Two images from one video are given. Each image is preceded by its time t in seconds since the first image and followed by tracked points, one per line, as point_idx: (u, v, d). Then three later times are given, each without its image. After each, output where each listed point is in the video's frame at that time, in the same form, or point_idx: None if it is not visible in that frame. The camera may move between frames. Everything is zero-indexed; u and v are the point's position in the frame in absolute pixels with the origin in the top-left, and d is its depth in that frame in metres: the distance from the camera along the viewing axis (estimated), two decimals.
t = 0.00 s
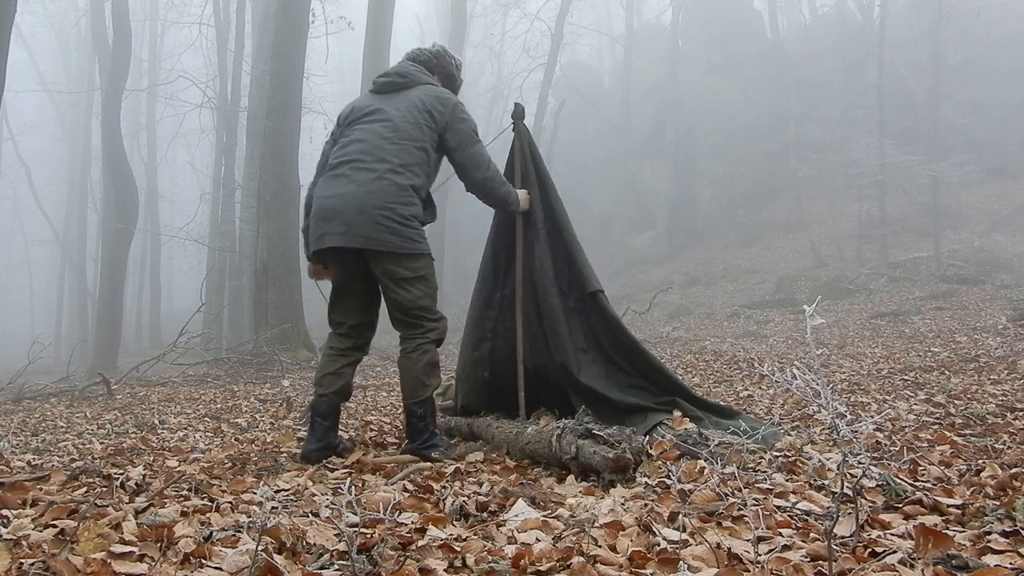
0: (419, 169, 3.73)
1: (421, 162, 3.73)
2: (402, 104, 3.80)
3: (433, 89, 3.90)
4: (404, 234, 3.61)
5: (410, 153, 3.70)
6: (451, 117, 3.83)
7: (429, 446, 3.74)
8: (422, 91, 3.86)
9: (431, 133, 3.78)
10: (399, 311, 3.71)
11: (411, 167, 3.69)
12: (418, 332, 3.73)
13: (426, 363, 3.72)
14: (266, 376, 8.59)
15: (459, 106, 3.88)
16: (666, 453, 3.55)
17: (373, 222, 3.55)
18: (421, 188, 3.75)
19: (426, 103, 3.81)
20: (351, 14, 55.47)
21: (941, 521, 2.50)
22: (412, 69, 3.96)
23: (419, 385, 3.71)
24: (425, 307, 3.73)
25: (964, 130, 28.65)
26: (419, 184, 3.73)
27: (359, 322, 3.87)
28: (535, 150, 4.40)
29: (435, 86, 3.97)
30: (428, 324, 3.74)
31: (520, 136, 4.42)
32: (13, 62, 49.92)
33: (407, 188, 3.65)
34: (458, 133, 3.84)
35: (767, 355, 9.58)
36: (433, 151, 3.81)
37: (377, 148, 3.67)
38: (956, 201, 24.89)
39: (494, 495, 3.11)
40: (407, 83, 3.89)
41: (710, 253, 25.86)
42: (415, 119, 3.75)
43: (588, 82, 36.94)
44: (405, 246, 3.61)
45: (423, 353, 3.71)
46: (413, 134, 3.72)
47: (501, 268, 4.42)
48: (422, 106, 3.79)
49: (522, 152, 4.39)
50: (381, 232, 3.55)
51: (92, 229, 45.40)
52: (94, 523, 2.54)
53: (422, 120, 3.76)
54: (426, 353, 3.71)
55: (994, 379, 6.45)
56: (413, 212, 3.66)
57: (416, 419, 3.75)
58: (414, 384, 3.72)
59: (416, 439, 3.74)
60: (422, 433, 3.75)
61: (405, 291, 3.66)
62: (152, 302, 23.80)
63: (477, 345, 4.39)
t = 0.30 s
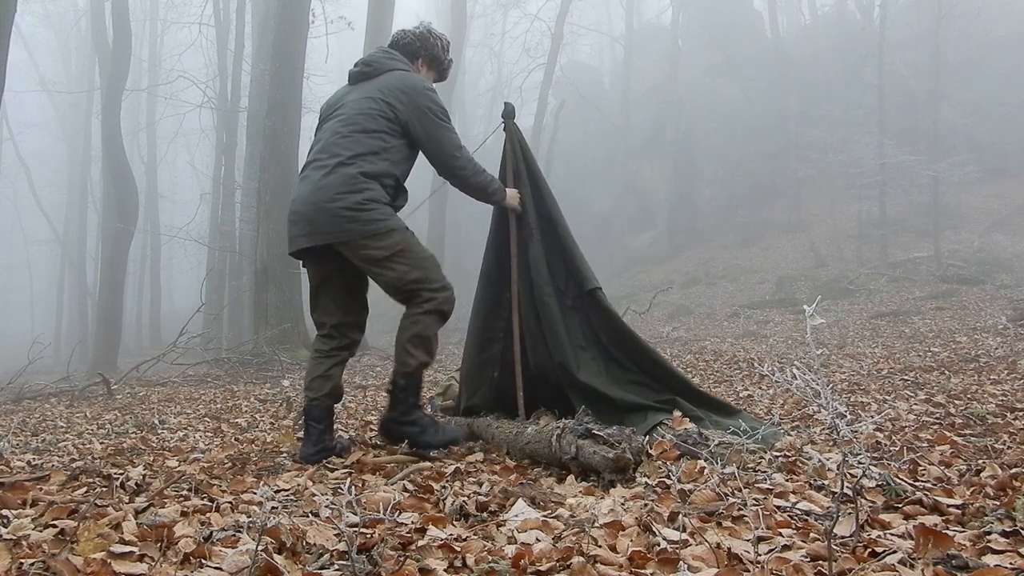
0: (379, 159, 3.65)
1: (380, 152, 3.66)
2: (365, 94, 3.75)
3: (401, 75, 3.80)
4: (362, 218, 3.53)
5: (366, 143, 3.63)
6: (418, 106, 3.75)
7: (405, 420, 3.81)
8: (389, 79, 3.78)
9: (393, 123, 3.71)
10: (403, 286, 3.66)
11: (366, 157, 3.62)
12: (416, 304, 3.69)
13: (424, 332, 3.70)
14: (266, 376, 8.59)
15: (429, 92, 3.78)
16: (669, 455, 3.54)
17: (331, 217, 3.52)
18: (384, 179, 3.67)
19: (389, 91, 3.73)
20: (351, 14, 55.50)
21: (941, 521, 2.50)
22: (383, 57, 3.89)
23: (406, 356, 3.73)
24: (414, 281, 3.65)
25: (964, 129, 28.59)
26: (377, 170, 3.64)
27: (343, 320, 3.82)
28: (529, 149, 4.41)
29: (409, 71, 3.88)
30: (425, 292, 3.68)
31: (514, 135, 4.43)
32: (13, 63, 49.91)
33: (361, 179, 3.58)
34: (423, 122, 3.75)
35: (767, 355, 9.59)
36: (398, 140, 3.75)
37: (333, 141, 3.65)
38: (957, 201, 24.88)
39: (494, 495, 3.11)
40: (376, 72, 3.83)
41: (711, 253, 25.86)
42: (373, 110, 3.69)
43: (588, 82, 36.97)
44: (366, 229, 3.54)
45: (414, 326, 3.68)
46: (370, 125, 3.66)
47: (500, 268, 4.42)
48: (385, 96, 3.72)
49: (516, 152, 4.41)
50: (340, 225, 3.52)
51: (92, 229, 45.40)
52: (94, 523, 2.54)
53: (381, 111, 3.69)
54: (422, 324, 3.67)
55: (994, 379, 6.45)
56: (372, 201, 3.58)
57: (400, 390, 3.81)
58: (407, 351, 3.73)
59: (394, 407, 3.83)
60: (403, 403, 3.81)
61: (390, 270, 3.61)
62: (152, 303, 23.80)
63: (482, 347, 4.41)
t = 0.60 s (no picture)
0: (386, 158, 3.63)
1: (387, 150, 3.64)
2: (367, 88, 3.72)
3: (404, 67, 3.77)
4: (371, 221, 3.52)
5: (374, 141, 3.61)
6: (420, 100, 3.72)
7: (345, 412, 3.61)
8: (390, 71, 3.74)
9: (396, 119, 3.68)
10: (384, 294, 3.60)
11: (374, 156, 3.59)
12: (402, 308, 3.63)
13: (403, 329, 3.59)
14: (266, 376, 8.59)
15: (431, 86, 3.75)
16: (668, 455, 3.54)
17: (336, 217, 3.49)
18: (391, 178, 3.66)
19: (390, 86, 3.70)
20: (351, 14, 55.53)
21: (941, 521, 2.51)
22: (384, 47, 3.85)
23: (372, 352, 3.56)
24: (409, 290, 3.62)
25: (964, 129, 28.53)
26: (385, 171, 3.62)
27: (342, 320, 3.80)
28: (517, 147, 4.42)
29: (412, 61, 3.84)
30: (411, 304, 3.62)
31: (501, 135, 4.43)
32: (13, 63, 49.92)
33: (370, 179, 3.56)
34: (426, 119, 3.74)
35: (767, 355, 9.59)
36: (402, 137, 3.72)
37: (338, 138, 3.62)
38: (957, 201, 24.88)
39: (494, 495, 3.11)
40: (378, 63, 3.80)
41: (711, 253, 25.86)
42: (377, 106, 3.65)
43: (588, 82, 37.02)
44: (377, 231, 3.52)
45: (389, 331, 3.58)
46: (373, 122, 3.63)
47: (495, 269, 4.40)
48: (386, 90, 3.68)
49: (506, 152, 4.41)
50: (347, 225, 3.49)
51: (91, 229, 45.41)
52: (94, 523, 2.54)
53: (386, 108, 3.65)
54: (401, 326, 3.59)
55: (995, 379, 6.45)
56: (381, 205, 3.57)
57: (352, 382, 3.60)
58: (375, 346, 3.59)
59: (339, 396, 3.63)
60: (352, 395, 3.61)
61: (390, 277, 3.58)
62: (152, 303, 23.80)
63: (479, 347, 4.41)
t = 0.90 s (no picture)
0: (409, 156, 3.61)
1: (412, 148, 3.61)
2: (396, 81, 3.67)
3: (435, 63, 3.71)
4: (381, 224, 3.47)
5: (398, 137, 3.58)
6: (446, 99, 3.69)
7: (332, 454, 3.52)
8: (419, 68, 3.69)
9: (419, 116, 3.64)
10: (363, 305, 3.51)
11: (398, 154, 3.57)
12: (377, 334, 3.51)
13: (373, 360, 3.48)
14: (266, 376, 8.59)
15: (459, 84, 3.71)
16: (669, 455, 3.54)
17: (347, 214, 3.45)
18: (414, 177, 3.65)
19: (418, 82, 3.66)
20: (351, 14, 55.57)
21: (941, 521, 2.50)
22: (420, 36, 3.78)
23: (346, 389, 3.49)
24: (387, 310, 3.51)
25: (964, 129, 28.50)
26: (408, 169, 3.60)
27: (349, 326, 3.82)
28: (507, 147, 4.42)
29: (447, 57, 3.78)
30: (384, 331, 3.50)
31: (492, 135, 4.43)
32: (13, 63, 49.93)
33: (392, 177, 3.54)
34: (452, 119, 3.72)
35: (767, 355, 9.59)
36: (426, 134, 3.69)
37: (363, 132, 3.59)
38: (956, 201, 24.86)
39: (494, 495, 3.11)
40: (410, 55, 3.73)
41: (710, 253, 25.86)
42: (402, 101, 3.61)
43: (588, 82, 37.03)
44: (377, 238, 3.44)
45: (360, 362, 3.48)
46: (399, 117, 3.59)
47: (489, 270, 4.41)
48: (414, 86, 3.64)
49: (497, 153, 4.41)
50: (357, 223, 3.44)
51: (91, 230, 45.44)
52: (94, 523, 2.54)
53: (411, 105, 3.62)
54: (368, 357, 3.47)
55: (994, 379, 6.45)
56: (400, 204, 3.55)
57: (334, 422, 3.53)
58: (351, 382, 3.50)
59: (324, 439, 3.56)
60: (334, 435, 3.53)
61: (373, 286, 3.48)
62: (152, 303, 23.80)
63: (476, 347, 4.41)
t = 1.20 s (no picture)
0: (422, 161, 3.60)
1: (425, 152, 3.60)
2: (425, 88, 3.71)
3: (468, 82, 3.75)
4: (386, 225, 3.47)
5: (411, 139, 3.58)
6: (472, 116, 3.70)
7: (331, 452, 3.51)
8: (452, 83, 3.72)
9: (438, 124, 3.65)
10: (369, 306, 3.50)
11: (409, 156, 3.57)
12: (382, 336, 3.47)
13: (376, 360, 3.45)
14: (266, 376, 8.60)
15: (484, 104, 3.72)
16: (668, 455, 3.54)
17: (354, 212, 3.49)
18: (425, 181, 3.63)
19: (445, 96, 3.67)
20: (351, 14, 55.59)
21: (941, 521, 2.50)
22: (463, 53, 3.83)
23: (348, 389, 3.45)
24: (390, 312, 3.48)
25: (964, 129, 28.49)
26: (421, 173, 3.59)
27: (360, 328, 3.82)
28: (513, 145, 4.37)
29: (483, 78, 3.81)
30: (388, 333, 3.47)
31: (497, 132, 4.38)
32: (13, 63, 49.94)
33: (400, 177, 3.54)
34: (469, 137, 3.68)
35: (767, 355, 9.59)
36: (443, 145, 3.68)
37: (381, 131, 3.63)
38: (957, 201, 24.86)
39: (494, 495, 3.11)
40: (449, 70, 3.78)
41: (710, 253, 25.86)
42: (425, 108, 3.64)
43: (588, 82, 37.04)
44: (380, 239, 3.45)
45: (363, 362, 3.44)
46: (417, 121, 3.61)
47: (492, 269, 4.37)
48: (440, 96, 3.67)
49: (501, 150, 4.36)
50: (361, 222, 3.47)
51: (91, 230, 45.45)
52: (94, 523, 2.54)
53: (434, 113, 3.64)
54: (371, 357, 3.44)
55: (994, 379, 6.45)
56: (406, 204, 3.54)
57: (335, 421, 3.51)
58: (354, 381, 3.46)
59: (325, 437, 3.55)
60: (336, 435, 3.52)
61: (376, 287, 3.46)
62: (152, 304, 23.78)
63: (477, 347, 4.38)
